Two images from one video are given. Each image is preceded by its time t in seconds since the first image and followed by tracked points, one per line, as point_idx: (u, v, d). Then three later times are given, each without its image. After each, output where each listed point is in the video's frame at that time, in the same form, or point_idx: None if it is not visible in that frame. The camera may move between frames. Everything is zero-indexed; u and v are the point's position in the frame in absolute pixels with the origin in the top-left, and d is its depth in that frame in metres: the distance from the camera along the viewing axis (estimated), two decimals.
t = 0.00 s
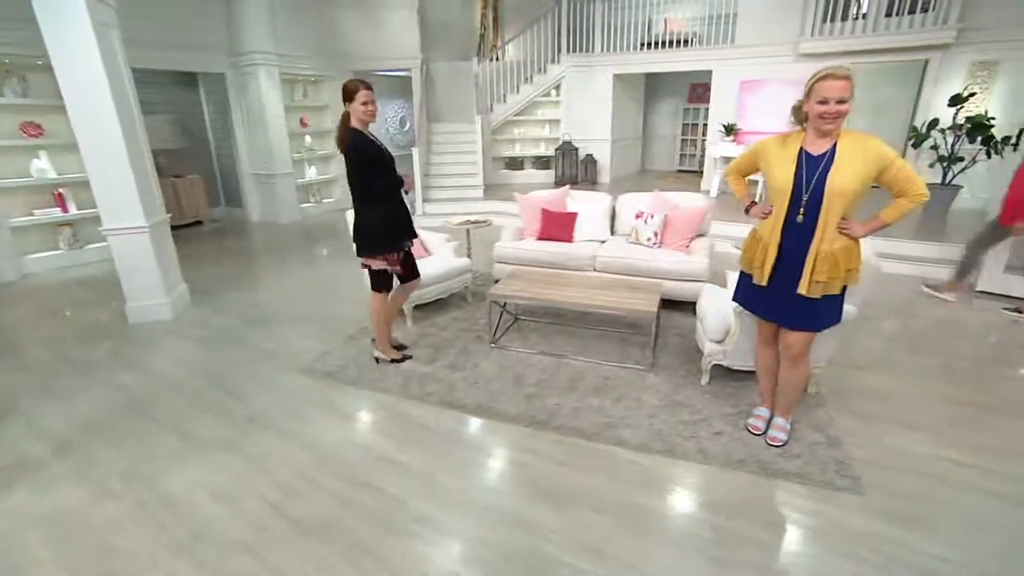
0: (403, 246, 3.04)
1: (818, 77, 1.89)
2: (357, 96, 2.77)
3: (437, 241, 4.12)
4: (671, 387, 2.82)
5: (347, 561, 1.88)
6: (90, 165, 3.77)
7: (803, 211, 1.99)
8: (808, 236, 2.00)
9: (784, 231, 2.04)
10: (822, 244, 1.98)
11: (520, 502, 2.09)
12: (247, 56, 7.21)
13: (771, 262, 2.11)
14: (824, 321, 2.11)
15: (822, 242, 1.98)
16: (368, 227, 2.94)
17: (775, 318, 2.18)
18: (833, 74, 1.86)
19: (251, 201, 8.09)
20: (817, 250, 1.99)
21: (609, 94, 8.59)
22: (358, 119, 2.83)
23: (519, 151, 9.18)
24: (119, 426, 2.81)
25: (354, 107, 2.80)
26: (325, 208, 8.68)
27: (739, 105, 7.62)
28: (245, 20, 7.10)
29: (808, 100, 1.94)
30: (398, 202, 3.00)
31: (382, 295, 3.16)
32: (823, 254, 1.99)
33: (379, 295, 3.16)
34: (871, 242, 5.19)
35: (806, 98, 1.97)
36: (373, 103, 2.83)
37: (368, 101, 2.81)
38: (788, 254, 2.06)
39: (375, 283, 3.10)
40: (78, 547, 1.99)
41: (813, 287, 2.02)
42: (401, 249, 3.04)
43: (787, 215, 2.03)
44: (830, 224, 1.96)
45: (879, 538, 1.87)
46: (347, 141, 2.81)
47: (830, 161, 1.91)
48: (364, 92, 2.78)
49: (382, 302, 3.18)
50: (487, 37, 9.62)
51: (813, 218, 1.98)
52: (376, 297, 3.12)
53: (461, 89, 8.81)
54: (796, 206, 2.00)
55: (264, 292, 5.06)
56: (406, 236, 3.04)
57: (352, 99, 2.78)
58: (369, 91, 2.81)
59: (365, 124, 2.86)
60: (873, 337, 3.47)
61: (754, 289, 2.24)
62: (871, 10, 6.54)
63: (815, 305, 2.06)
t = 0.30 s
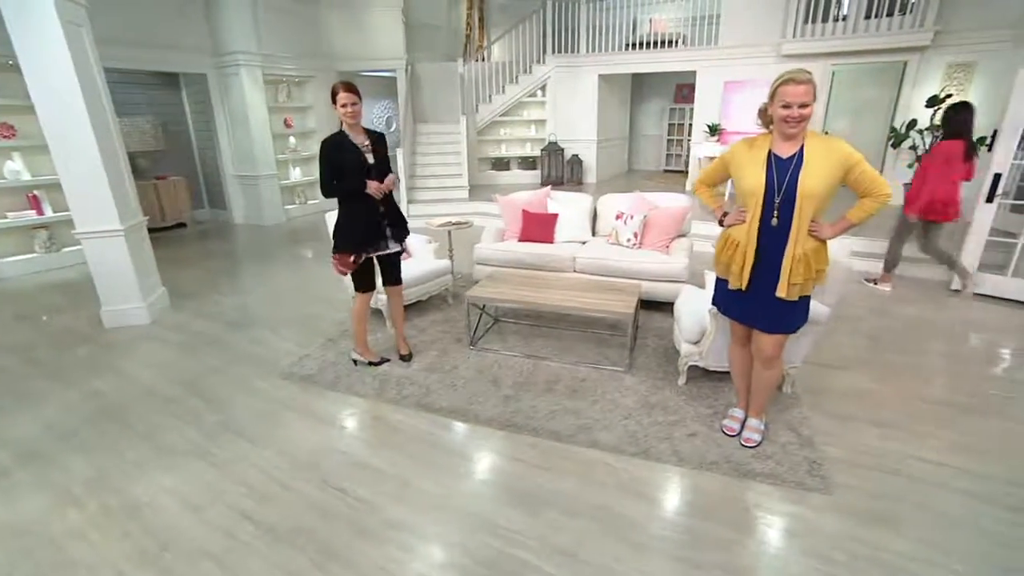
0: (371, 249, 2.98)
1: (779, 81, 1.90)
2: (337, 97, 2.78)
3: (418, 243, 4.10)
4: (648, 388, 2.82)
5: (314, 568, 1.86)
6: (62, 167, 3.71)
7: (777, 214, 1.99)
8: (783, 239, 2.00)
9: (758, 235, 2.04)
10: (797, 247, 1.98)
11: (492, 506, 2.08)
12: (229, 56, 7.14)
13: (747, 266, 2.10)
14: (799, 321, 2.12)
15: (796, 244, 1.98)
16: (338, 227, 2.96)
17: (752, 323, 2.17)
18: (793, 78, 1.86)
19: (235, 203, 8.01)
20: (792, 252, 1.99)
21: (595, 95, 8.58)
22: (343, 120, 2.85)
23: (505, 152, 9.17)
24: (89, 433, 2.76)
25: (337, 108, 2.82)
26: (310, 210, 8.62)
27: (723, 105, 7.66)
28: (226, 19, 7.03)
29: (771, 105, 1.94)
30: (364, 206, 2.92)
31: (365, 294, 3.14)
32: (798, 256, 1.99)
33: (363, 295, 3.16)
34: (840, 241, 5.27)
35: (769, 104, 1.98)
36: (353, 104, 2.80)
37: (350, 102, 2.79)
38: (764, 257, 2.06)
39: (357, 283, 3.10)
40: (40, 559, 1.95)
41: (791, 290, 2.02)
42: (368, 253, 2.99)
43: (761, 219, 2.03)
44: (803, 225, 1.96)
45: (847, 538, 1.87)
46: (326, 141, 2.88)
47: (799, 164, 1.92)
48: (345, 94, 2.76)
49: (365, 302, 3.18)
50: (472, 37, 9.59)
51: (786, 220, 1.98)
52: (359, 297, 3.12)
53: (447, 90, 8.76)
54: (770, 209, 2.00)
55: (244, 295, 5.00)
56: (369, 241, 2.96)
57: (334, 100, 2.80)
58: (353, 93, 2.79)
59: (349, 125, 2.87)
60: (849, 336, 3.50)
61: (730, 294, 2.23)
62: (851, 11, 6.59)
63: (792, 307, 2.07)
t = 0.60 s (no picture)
0: (348, 252, 2.94)
1: (757, 84, 1.88)
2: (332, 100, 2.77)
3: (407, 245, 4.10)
4: (633, 391, 2.81)
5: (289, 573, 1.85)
6: (49, 169, 3.70)
7: (760, 217, 1.97)
8: (768, 242, 1.97)
9: (743, 238, 2.00)
10: (782, 250, 1.95)
11: (470, 510, 2.07)
12: (222, 57, 7.13)
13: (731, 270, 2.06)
14: (783, 325, 2.10)
15: (781, 247, 1.95)
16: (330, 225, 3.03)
17: (737, 327, 2.14)
18: (772, 80, 1.85)
19: (229, 203, 8.00)
20: (776, 256, 1.96)
21: (590, 95, 8.57)
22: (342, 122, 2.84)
23: (500, 152, 9.15)
24: (71, 436, 2.75)
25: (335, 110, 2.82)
26: (305, 211, 8.60)
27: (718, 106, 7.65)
28: (220, 20, 7.01)
29: (750, 108, 1.93)
30: (341, 208, 2.91)
31: (356, 297, 3.11)
32: (783, 259, 1.96)
33: (356, 297, 3.14)
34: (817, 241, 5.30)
35: (748, 107, 1.96)
36: (348, 107, 2.75)
37: (341, 105, 2.74)
38: (748, 261, 2.03)
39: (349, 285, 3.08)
40: (15, 564, 1.94)
41: (777, 294, 1.99)
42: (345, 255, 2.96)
43: (745, 222, 1.99)
44: (786, 228, 1.94)
45: (825, 543, 1.86)
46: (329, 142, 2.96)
47: (782, 166, 1.90)
48: (336, 96, 2.72)
49: (357, 303, 3.15)
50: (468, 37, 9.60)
51: (770, 223, 1.96)
52: (350, 299, 3.10)
53: (441, 90, 8.77)
54: (754, 212, 1.97)
55: (235, 297, 4.98)
56: (343, 244, 2.93)
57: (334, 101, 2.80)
58: (347, 97, 2.74)
59: (347, 127, 2.84)
60: (837, 338, 3.49)
61: (715, 298, 2.20)
62: (844, 12, 6.58)
63: (777, 310, 2.04)
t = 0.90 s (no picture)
0: (335, 252, 2.97)
1: (747, 86, 1.86)
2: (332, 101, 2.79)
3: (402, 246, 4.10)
4: (624, 393, 2.80)
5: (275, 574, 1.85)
6: (46, 171, 3.72)
7: (748, 220, 1.95)
8: (755, 245, 1.96)
9: (730, 240, 1.99)
10: (769, 253, 1.94)
11: (457, 513, 2.07)
12: (222, 57, 7.15)
13: (719, 273, 2.05)
14: (772, 329, 2.09)
15: (768, 249, 1.94)
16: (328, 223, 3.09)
17: (725, 329, 2.13)
18: (762, 82, 1.83)
19: (229, 203, 8.02)
20: (763, 259, 1.95)
21: (589, 95, 8.56)
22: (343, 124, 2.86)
23: (500, 152, 9.15)
24: (64, 436, 2.76)
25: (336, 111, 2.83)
26: (304, 211, 8.62)
27: (717, 107, 7.64)
28: (219, 21, 7.03)
29: (740, 109, 1.91)
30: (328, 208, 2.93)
31: (349, 296, 3.11)
32: (770, 262, 1.95)
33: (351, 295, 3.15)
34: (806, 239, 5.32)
35: (738, 109, 1.94)
36: (347, 109, 2.75)
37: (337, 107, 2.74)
38: (735, 264, 2.02)
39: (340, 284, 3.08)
40: (3, 565, 1.94)
41: (763, 297, 1.99)
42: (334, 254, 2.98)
43: (732, 224, 1.98)
44: (774, 231, 1.93)
45: (812, 547, 1.86)
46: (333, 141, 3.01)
47: (770, 168, 1.88)
48: (332, 98, 2.72)
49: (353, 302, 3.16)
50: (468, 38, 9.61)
51: (758, 226, 1.94)
52: (344, 298, 3.10)
53: (440, 90, 8.78)
54: (741, 214, 1.96)
55: (232, 297, 5.00)
56: (330, 243, 2.95)
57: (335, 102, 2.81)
58: (344, 99, 2.73)
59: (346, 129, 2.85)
60: (832, 340, 3.48)
61: (703, 300, 2.19)
62: (843, 12, 6.55)
63: (764, 313, 2.03)
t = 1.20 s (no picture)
0: (331, 251, 2.98)
1: (740, 86, 1.86)
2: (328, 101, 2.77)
3: (397, 247, 4.09)
4: (619, 394, 2.80)
5: None
6: (42, 173, 3.73)
7: (740, 220, 1.95)
8: (747, 246, 1.96)
9: (722, 241, 1.99)
10: (761, 255, 1.94)
11: (449, 515, 2.07)
12: (218, 59, 7.15)
13: (712, 274, 2.05)
14: (764, 331, 2.09)
15: (760, 251, 1.94)
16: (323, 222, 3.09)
17: (718, 330, 2.13)
18: (754, 83, 1.83)
19: (226, 204, 8.01)
20: (755, 261, 1.95)
21: (586, 96, 8.57)
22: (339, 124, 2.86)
23: (497, 153, 9.16)
24: (58, 438, 2.76)
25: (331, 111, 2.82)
26: (302, 212, 8.62)
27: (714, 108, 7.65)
28: (216, 22, 7.02)
29: (734, 110, 1.90)
30: (324, 207, 2.94)
31: (350, 292, 3.14)
32: (762, 264, 1.95)
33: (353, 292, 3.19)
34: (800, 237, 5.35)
35: (732, 110, 1.94)
36: (341, 111, 2.74)
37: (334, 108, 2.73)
38: (727, 266, 2.02)
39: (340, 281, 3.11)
40: None
41: (754, 299, 1.99)
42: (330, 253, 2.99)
43: (725, 225, 1.98)
44: (767, 233, 1.92)
45: (803, 549, 1.86)
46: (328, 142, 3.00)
47: (763, 169, 1.88)
48: (328, 99, 2.72)
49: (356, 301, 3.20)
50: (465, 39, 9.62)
51: (750, 227, 1.94)
52: (347, 295, 3.13)
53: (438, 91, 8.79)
54: (734, 215, 1.96)
55: (229, 298, 5.00)
56: (325, 243, 2.96)
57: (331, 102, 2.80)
58: (340, 100, 2.73)
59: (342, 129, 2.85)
60: (827, 341, 3.49)
61: (696, 301, 2.19)
62: (839, 13, 6.57)
63: (756, 315, 2.04)
